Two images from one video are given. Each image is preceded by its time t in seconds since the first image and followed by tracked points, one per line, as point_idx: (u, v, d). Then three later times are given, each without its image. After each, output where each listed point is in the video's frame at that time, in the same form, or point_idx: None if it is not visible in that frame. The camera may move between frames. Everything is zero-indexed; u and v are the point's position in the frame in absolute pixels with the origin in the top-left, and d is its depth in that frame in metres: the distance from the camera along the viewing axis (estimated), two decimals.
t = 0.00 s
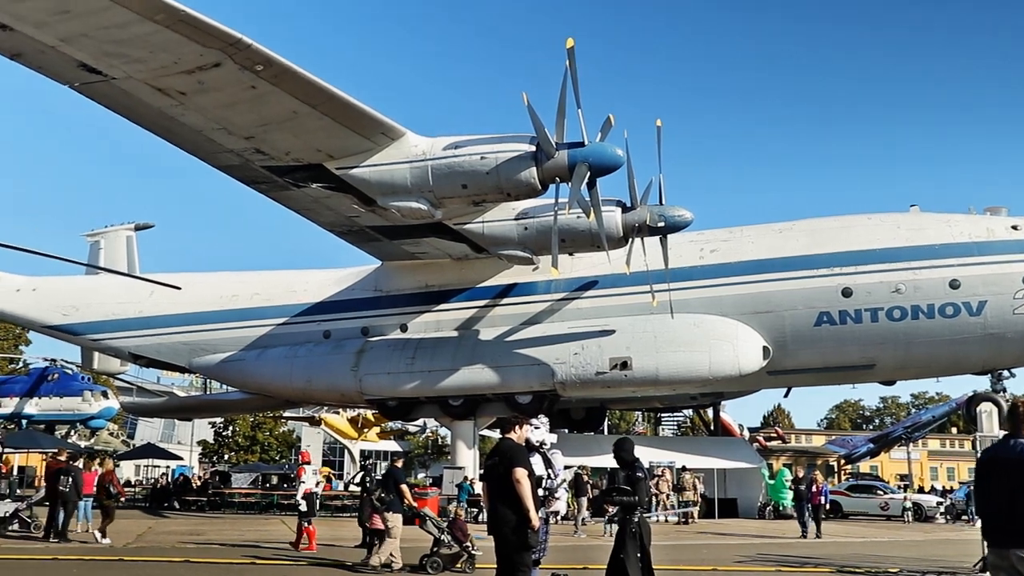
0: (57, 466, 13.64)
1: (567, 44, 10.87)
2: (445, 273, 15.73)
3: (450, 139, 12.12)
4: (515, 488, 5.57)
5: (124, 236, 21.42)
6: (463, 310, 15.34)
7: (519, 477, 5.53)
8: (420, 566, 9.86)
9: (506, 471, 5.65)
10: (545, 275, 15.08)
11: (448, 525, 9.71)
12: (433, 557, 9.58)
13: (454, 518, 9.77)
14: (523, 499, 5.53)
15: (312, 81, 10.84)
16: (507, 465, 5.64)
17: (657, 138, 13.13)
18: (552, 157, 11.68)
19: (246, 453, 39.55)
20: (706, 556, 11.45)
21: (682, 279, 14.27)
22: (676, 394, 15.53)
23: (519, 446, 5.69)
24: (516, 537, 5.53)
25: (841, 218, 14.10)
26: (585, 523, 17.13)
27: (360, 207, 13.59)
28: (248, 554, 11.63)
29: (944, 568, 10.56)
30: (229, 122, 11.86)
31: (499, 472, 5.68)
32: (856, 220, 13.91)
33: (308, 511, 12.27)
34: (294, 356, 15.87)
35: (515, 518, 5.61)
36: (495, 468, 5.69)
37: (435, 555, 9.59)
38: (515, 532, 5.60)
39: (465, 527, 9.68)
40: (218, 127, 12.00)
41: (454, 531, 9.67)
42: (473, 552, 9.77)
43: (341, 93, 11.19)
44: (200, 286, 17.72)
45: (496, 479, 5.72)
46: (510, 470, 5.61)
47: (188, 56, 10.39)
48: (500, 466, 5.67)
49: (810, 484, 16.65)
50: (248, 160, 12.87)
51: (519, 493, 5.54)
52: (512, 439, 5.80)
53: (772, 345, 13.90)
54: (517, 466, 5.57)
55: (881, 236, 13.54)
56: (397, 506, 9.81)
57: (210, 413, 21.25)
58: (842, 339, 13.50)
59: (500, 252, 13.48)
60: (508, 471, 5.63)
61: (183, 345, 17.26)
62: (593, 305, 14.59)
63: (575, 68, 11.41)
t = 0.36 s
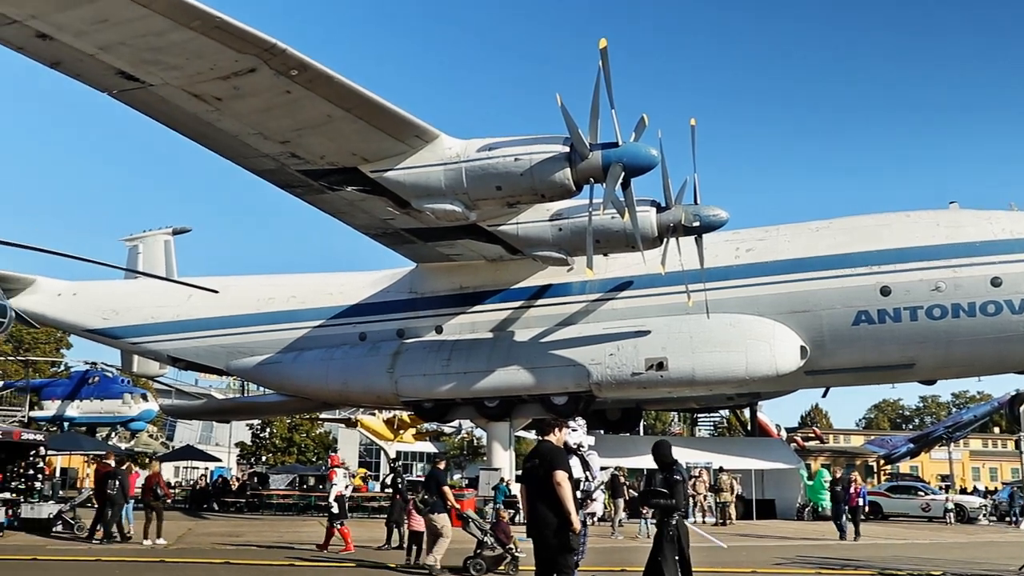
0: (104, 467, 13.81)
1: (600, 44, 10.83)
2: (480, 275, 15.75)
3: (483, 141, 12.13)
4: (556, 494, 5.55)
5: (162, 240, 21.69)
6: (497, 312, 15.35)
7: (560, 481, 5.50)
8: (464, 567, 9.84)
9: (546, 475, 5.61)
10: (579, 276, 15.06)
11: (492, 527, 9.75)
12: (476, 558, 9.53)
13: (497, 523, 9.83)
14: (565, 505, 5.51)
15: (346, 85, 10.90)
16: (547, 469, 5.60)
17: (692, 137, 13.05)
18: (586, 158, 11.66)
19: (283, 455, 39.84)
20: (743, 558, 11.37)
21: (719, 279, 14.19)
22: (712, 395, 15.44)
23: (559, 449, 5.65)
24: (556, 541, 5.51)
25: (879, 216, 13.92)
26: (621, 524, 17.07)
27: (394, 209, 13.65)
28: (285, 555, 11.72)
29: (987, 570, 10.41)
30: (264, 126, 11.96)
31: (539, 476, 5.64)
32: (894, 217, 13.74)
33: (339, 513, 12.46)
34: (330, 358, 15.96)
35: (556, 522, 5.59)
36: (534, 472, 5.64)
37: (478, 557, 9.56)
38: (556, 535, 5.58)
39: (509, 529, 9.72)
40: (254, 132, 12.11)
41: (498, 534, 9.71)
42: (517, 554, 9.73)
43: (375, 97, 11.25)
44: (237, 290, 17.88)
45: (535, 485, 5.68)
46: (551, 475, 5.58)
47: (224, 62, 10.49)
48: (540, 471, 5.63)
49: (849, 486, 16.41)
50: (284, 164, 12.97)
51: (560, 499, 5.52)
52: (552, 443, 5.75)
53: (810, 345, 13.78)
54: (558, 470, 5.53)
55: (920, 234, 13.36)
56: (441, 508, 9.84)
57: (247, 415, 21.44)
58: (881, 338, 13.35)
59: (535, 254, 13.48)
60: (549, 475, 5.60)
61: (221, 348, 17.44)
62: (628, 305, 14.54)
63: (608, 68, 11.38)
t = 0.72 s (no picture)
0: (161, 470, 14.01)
1: (640, 45, 10.79)
2: (521, 277, 15.74)
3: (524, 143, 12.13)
4: (608, 496, 5.40)
5: (206, 245, 21.96)
6: (539, 314, 15.35)
7: (612, 485, 5.37)
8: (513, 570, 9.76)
9: (596, 478, 5.47)
10: (621, 277, 15.02)
11: (541, 530, 9.67)
12: (525, 561, 9.45)
13: (546, 525, 9.77)
14: (617, 508, 5.37)
15: (386, 89, 10.95)
16: (597, 473, 5.47)
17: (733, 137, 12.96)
18: (627, 159, 11.63)
19: (327, 457, 40.10)
20: (790, 561, 11.26)
21: (762, 279, 14.08)
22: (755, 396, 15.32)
23: (609, 453, 5.54)
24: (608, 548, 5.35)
25: (926, 214, 13.71)
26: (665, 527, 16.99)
27: (435, 213, 13.70)
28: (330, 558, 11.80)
29: None
30: (306, 132, 12.06)
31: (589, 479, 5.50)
32: (941, 215, 13.52)
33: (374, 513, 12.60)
34: (373, 361, 16.05)
35: (608, 527, 5.43)
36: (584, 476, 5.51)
37: (528, 559, 9.49)
38: (607, 539, 5.41)
39: (558, 532, 9.60)
40: (296, 137, 12.22)
41: (547, 537, 9.61)
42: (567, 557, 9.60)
43: (415, 101, 11.30)
44: (280, 294, 18.04)
45: (583, 488, 5.54)
46: (601, 478, 5.46)
47: (266, 69, 10.59)
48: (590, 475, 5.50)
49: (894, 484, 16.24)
50: (326, 169, 13.07)
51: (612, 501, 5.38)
52: (599, 445, 5.66)
53: (855, 345, 13.62)
54: (610, 475, 5.41)
55: (968, 231, 13.14)
56: (491, 511, 9.82)
57: (292, 418, 21.62)
58: (928, 338, 13.16)
59: (576, 255, 13.47)
60: (599, 479, 5.46)
61: (265, 352, 17.63)
62: (670, 307, 14.47)
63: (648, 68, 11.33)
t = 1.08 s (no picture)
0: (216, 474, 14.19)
1: (683, 44, 10.73)
2: (565, 278, 15.72)
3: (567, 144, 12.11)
4: (665, 500, 5.37)
5: (253, 250, 22.22)
6: (584, 315, 15.32)
7: (670, 488, 5.34)
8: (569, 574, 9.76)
9: (652, 481, 5.44)
10: (666, 277, 14.94)
11: (592, 533, 9.59)
12: (577, 565, 9.45)
13: (598, 527, 9.70)
14: (675, 512, 5.34)
15: (429, 93, 11.00)
16: (653, 476, 5.44)
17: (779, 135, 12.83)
18: (671, 159, 11.58)
19: (373, 458, 40.31)
20: (840, 564, 11.12)
21: (809, 278, 13.93)
22: (804, 396, 15.15)
23: (664, 456, 5.51)
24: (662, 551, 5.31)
25: (977, 210, 13.47)
26: (714, 528, 16.88)
27: (479, 215, 13.74)
28: (378, 560, 11.88)
29: None
30: (351, 136, 12.15)
31: (644, 482, 5.46)
32: (993, 211, 13.26)
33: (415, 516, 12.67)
34: (419, 363, 16.12)
35: (663, 530, 5.40)
36: (639, 478, 5.48)
37: (582, 561, 9.46)
38: (662, 543, 5.37)
39: (610, 534, 9.51)
40: (341, 142, 12.32)
41: (598, 539, 9.54)
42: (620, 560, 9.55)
43: (458, 104, 11.33)
44: (326, 297, 18.20)
45: (637, 490, 5.50)
46: (658, 481, 5.43)
47: (310, 75, 10.69)
48: (645, 478, 5.46)
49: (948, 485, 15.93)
50: (370, 173, 13.16)
51: (670, 505, 5.34)
52: (654, 447, 5.62)
53: (906, 344, 13.43)
54: (668, 477, 5.37)
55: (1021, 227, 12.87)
56: (545, 515, 9.85)
57: (340, 420, 21.78)
58: (981, 336, 12.95)
59: (621, 256, 13.43)
60: (655, 481, 5.43)
61: (312, 355, 17.80)
62: (716, 307, 14.38)
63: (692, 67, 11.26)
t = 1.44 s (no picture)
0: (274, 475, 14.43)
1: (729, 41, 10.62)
2: (613, 279, 15.67)
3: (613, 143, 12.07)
4: (727, 503, 5.38)
5: (302, 253, 22.45)
6: (632, 316, 15.26)
7: (732, 492, 5.37)
8: None
9: (713, 483, 5.44)
10: (714, 277, 14.83)
11: (648, 536, 9.53)
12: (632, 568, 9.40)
13: (653, 529, 9.62)
14: (738, 515, 5.34)
15: (475, 95, 11.03)
16: (716, 479, 5.45)
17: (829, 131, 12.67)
18: (718, 158, 11.49)
19: (422, 460, 40.45)
20: (896, 567, 10.94)
21: (861, 276, 13.75)
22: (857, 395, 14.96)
23: (723, 459, 5.54)
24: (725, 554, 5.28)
25: None
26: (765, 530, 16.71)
27: (526, 217, 13.75)
28: (429, 562, 11.92)
29: None
30: (397, 140, 12.22)
31: (705, 484, 5.45)
32: None
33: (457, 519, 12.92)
34: (467, 365, 16.15)
35: (723, 535, 5.38)
36: (701, 480, 5.46)
37: (636, 565, 9.42)
38: (722, 547, 5.35)
39: (665, 538, 9.43)
40: (387, 146, 12.39)
41: (654, 542, 9.47)
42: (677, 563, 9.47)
43: (503, 105, 11.34)
44: (374, 300, 18.32)
45: (697, 492, 5.48)
46: (720, 484, 5.43)
47: (357, 80, 10.77)
48: (706, 480, 5.46)
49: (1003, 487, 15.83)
50: (417, 176, 13.22)
51: (732, 508, 5.35)
52: (712, 450, 5.65)
53: (962, 342, 13.22)
54: (731, 481, 5.40)
55: None
56: (601, 516, 9.74)
57: (388, 422, 21.83)
58: None
59: (669, 256, 13.35)
60: (718, 484, 5.44)
61: (361, 357, 17.93)
62: (765, 306, 14.25)
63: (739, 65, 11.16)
